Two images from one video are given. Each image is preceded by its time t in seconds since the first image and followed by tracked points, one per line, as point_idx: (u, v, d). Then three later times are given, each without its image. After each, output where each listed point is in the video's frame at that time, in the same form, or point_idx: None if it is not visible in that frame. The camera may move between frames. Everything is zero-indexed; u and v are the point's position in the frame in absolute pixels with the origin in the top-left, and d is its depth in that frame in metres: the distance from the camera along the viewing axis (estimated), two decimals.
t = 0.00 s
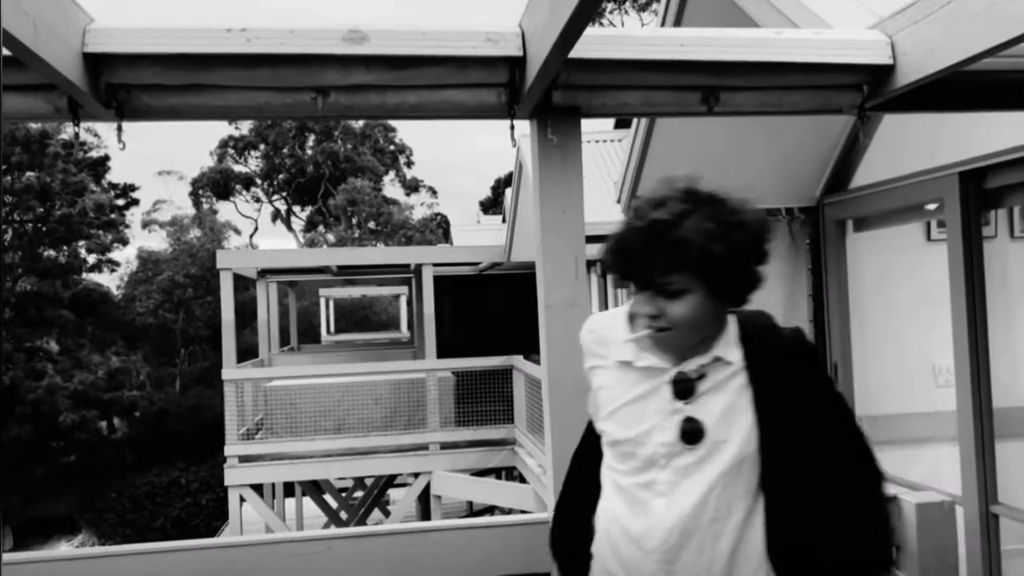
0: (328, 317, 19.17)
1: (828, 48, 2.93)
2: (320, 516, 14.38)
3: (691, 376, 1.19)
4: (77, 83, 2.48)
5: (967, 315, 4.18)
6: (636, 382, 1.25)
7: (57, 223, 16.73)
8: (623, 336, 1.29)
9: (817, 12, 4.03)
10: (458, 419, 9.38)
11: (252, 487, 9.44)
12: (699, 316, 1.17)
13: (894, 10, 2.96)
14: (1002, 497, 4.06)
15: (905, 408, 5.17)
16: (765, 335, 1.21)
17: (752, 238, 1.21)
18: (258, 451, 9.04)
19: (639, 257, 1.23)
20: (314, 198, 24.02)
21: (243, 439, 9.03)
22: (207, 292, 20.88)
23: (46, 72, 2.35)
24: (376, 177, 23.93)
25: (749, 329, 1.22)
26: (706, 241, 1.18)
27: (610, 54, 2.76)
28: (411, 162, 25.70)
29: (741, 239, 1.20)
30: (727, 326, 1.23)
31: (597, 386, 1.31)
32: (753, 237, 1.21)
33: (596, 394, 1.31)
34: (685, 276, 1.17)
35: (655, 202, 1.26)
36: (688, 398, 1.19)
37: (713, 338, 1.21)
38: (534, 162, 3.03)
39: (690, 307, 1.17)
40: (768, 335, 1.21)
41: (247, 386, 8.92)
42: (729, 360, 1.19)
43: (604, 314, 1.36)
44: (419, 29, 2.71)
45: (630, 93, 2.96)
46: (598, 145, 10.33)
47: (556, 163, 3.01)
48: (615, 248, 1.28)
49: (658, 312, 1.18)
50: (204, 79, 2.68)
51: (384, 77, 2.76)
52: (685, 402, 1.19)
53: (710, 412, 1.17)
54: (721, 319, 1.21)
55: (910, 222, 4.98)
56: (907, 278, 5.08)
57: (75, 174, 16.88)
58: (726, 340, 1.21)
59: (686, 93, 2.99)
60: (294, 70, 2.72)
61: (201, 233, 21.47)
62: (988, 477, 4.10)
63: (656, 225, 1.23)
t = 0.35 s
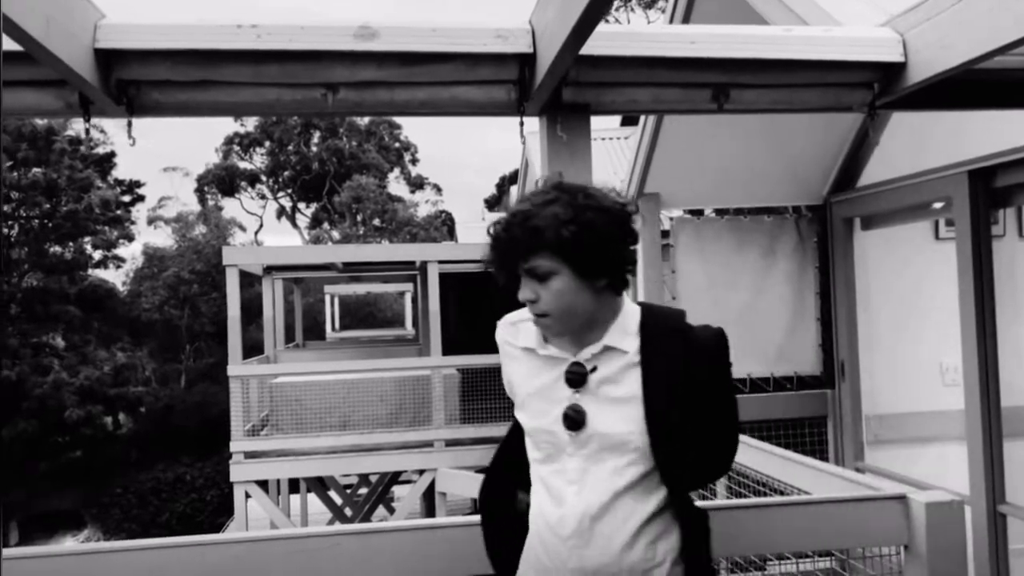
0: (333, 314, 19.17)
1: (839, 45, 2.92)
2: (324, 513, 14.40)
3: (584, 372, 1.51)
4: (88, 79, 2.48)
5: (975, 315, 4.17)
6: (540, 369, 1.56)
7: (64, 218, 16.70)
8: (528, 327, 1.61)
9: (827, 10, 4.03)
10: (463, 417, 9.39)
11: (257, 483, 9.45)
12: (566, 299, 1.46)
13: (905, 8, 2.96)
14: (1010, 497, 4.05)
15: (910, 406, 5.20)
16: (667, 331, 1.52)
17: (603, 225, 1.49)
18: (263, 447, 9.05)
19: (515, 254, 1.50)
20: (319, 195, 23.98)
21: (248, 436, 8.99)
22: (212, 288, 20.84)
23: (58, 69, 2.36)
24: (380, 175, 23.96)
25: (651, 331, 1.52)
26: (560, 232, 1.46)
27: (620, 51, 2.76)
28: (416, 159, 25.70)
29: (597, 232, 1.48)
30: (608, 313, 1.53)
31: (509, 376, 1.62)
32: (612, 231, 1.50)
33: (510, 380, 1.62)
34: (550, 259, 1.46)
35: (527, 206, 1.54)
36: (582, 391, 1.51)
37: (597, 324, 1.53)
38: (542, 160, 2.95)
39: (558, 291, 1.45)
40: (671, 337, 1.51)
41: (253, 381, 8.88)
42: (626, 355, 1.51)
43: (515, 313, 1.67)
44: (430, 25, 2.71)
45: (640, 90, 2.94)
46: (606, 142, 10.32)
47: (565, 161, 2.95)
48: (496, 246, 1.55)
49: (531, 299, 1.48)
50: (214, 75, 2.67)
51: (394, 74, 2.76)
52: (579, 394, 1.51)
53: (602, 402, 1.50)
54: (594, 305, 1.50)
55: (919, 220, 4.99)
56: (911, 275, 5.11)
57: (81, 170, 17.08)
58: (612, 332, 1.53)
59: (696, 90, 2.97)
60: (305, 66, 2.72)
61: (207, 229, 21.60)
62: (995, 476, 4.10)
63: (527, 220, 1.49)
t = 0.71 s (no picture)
0: (343, 311, 19.23)
1: (858, 43, 2.90)
2: (334, 509, 14.46)
3: (557, 356, 1.52)
4: (107, 76, 2.49)
5: (994, 316, 4.13)
6: (528, 353, 1.60)
7: (77, 215, 16.83)
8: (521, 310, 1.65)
9: (845, 8, 4.02)
10: (473, 414, 9.44)
11: (268, 479, 9.51)
12: (528, 284, 1.50)
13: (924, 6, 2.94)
14: None
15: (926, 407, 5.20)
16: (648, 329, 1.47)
17: (568, 209, 1.52)
18: (274, 443, 9.10)
19: (487, 240, 1.57)
20: (330, 192, 24.01)
21: (259, 432, 9.12)
22: (224, 284, 20.75)
23: (78, 66, 2.37)
24: (391, 172, 24.00)
25: (629, 328, 1.48)
26: (524, 220, 1.50)
27: (639, 50, 2.75)
28: (428, 156, 25.74)
29: (563, 221, 1.51)
30: (581, 303, 1.54)
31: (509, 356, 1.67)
32: (580, 215, 1.52)
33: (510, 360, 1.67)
34: (513, 244, 1.51)
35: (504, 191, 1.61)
36: (551, 373, 1.51)
37: (569, 313, 1.55)
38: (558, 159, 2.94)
39: (521, 276, 1.50)
40: (649, 333, 1.46)
41: (264, 378, 8.93)
42: (594, 347, 1.49)
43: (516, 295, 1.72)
44: (446, 23, 2.70)
45: (657, 88, 2.93)
46: (620, 140, 10.30)
47: (582, 159, 2.94)
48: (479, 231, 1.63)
49: (500, 282, 1.53)
50: (231, 73, 2.68)
51: (411, 71, 2.76)
52: (549, 375, 1.52)
53: (565, 388, 1.50)
54: (564, 293, 1.53)
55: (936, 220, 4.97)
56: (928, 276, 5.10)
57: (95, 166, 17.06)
58: (583, 322, 1.53)
59: (713, 88, 2.96)
60: (323, 64, 2.71)
61: (219, 225, 21.44)
62: (1013, 478, 4.07)
63: (501, 207, 1.55)
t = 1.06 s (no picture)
0: (364, 307, 19.33)
1: (886, 41, 2.88)
2: (353, 504, 14.57)
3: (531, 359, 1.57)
4: (137, 72, 2.52)
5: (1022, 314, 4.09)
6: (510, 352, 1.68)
7: (102, 209, 16.97)
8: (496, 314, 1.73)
9: (870, 6, 4.00)
10: (492, 410, 9.48)
11: (288, 473, 9.59)
12: (488, 294, 1.58)
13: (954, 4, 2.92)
14: None
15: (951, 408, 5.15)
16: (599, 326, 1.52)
17: (518, 219, 1.58)
18: (295, 437, 9.18)
19: (447, 256, 1.64)
20: (350, 188, 24.13)
21: (280, 425, 9.19)
22: (246, 279, 21.05)
23: (109, 62, 2.39)
24: (412, 168, 24.09)
25: (585, 324, 1.52)
26: (477, 235, 1.57)
27: (664, 47, 2.74)
28: (448, 153, 25.82)
29: (514, 230, 1.57)
30: (544, 304, 1.61)
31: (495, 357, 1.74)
32: (529, 225, 1.59)
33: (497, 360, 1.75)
34: (471, 257, 1.58)
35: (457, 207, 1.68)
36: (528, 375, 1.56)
37: (534, 314, 1.62)
38: (584, 156, 2.94)
39: (482, 286, 1.58)
40: (605, 327, 1.50)
41: (285, 372, 9.03)
42: (555, 348, 1.53)
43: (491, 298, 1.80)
44: (472, 20, 2.72)
45: (683, 85, 2.92)
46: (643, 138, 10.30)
47: (606, 156, 2.93)
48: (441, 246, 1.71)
49: (464, 291, 1.61)
50: (259, 70, 2.71)
51: (437, 69, 2.77)
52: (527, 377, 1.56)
53: (538, 388, 1.54)
54: (524, 297, 1.60)
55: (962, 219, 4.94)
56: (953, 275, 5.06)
57: (119, 161, 17.14)
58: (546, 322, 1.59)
59: (740, 86, 2.94)
60: (349, 60, 2.73)
61: (240, 221, 21.64)
62: None
63: (455, 221, 1.61)
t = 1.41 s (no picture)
0: (392, 302, 19.45)
1: (930, 36, 2.85)
2: (381, 497, 14.64)
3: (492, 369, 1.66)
4: (183, 67, 2.56)
5: None
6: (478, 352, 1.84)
7: (137, 203, 17.23)
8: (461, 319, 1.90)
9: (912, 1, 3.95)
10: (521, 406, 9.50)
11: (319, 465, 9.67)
12: (443, 303, 1.75)
13: None
14: None
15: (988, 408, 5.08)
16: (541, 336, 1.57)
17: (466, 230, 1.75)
18: (326, 429, 9.27)
19: (406, 273, 1.82)
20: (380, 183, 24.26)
21: (312, 418, 9.28)
22: (276, 274, 21.29)
23: (156, 58, 2.44)
24: (441, 164, 24.17)
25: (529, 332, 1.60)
26: (427, 249, 1.74)
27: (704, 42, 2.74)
28: (476, 149, 25.89)
29: (459, 243, 1.73)
30: (499, 309, 1.76)
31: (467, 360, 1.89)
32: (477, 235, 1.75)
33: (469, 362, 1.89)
34: (425, 271, 1.75)
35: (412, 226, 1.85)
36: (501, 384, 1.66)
37: (491, 319, 1.77)
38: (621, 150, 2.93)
39: (438, 297, 1.75)
40: (546, 335, 1.57)
41: (316, 365, 9.14)
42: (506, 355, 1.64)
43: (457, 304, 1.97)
44: (512, 15, 2.73)
45: (722, 80, 2.90)
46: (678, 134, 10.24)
47: (643, 152, 2.93)
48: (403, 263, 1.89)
49: (424, 302, 1.80)
50: (301, 65, 2.75)
51: (476, 64, 2.78)
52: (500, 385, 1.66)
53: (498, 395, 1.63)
54: (480, 304, 1.75)
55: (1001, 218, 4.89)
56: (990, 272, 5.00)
57: (154, 156, 17.43)
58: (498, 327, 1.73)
59: (780, 82, 2.92)
60: (388, 56, 2.76)
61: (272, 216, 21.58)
62: None
63: (409, 239, 1.79)
